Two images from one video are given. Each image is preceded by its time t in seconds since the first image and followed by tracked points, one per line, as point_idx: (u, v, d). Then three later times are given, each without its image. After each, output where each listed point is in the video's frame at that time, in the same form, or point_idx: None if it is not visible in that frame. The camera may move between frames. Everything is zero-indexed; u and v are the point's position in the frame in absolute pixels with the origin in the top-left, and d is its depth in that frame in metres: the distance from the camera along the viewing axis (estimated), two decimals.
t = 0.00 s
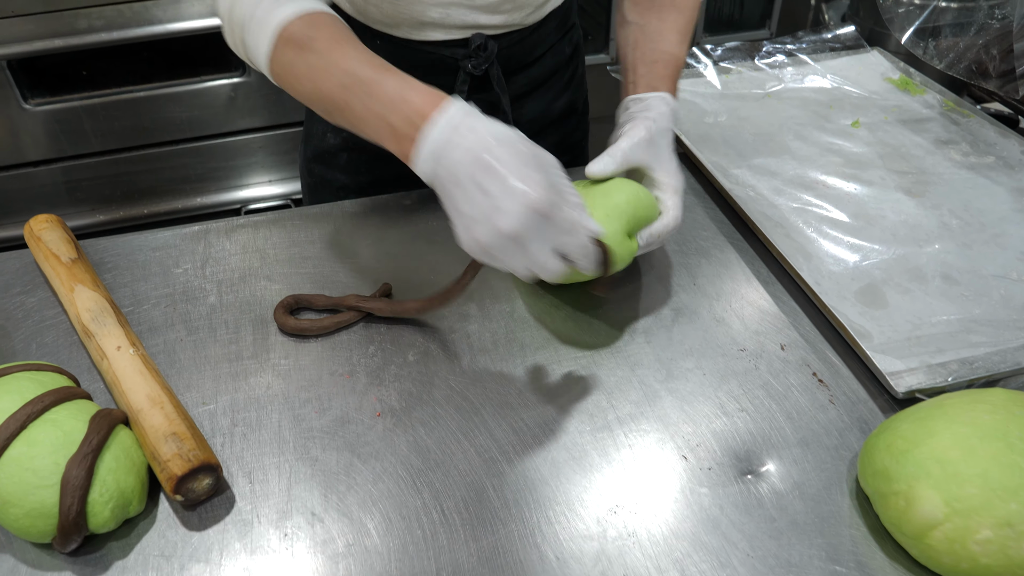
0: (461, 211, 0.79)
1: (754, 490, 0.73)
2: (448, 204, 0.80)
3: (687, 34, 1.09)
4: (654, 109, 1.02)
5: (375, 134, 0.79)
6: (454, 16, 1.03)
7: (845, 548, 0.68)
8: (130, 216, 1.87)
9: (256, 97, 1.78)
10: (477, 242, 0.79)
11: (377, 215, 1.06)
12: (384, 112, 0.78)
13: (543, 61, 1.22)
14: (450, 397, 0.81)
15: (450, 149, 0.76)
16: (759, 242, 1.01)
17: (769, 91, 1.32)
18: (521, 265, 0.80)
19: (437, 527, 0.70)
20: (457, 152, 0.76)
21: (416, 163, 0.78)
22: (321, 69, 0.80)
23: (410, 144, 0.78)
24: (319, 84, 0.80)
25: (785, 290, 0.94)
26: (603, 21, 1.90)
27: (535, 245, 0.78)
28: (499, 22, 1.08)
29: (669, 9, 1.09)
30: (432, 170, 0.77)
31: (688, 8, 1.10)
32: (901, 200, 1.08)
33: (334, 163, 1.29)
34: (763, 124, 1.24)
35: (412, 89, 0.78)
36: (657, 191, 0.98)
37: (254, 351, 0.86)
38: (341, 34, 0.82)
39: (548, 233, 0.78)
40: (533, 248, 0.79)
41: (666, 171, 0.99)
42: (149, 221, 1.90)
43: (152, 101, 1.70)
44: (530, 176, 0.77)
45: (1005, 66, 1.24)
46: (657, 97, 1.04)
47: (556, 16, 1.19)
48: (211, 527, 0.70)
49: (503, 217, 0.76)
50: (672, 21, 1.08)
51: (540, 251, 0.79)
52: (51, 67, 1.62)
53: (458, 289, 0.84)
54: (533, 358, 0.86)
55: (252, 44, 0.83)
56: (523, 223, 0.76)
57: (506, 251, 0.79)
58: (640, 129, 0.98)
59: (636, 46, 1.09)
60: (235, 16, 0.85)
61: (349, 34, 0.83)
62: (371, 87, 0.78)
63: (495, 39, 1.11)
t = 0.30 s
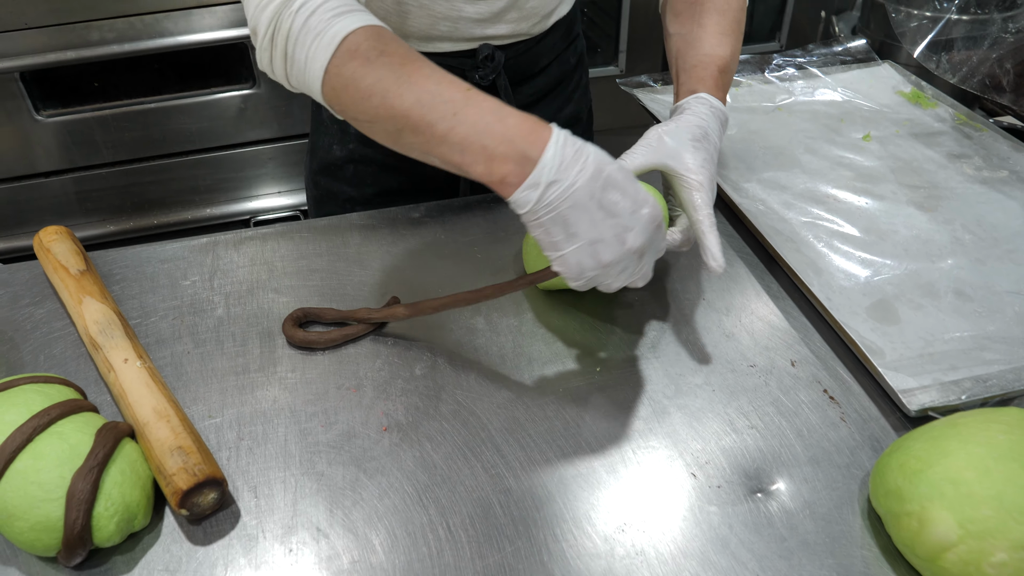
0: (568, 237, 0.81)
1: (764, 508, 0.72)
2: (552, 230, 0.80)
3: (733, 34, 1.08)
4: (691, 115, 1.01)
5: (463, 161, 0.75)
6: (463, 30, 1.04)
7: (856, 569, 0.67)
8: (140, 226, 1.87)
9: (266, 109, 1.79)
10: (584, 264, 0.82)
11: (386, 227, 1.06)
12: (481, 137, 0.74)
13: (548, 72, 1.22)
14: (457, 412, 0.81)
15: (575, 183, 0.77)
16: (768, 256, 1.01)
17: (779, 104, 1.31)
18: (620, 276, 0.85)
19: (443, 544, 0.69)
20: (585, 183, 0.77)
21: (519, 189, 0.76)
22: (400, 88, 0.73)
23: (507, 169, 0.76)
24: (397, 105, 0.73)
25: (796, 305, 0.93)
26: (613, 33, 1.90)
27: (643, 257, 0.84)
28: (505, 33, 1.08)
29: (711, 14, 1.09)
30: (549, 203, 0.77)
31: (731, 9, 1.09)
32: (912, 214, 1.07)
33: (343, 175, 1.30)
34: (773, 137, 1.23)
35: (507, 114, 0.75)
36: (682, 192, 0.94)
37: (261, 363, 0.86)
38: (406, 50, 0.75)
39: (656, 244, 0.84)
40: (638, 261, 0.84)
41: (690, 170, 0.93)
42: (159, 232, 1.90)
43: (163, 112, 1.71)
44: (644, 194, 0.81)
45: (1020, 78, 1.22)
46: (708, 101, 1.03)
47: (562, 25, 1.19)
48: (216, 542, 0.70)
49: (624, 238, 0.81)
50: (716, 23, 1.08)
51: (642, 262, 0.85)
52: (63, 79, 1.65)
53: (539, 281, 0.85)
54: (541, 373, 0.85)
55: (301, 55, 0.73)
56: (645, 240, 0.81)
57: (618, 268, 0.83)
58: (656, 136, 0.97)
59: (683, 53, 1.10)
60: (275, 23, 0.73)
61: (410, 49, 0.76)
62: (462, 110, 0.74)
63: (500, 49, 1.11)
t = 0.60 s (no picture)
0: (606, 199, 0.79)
1: (766, 521, 0.71)
2: (590, 193, 0.78)
3: (739, 43, 1.07)
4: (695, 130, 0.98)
5: (498, 128, 0.74)
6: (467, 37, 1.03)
7: None
8: (143, 232, 1.88)
9: (270, 115, 1.79)
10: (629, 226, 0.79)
11: (387, 235, 1.05)
12: (515, 104, 0.74)
13: (552, 78, 1.22)
14: (456, 422, 0.80)
15: (610, 139, 0.78)
16: (771, 265, 1.00)
17: (783, 112, 1.31)
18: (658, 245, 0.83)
19: (441, 557, 0.68)
20: (618, 141, 0.78)
21: (558, 151, 0.75)
22: (428, 62, 0.72)
23: (543, 132, 0.75)
24: (429, 77, 0.72)
25: (799, 315, 0.92)
26: (617, 40, 1.90)
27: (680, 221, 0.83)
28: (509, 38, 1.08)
29: (717, 22, 1.08)
30: (590, 158, 0.77)
31: (737, 19, 1.09)
32: (917, 224, 1.06)
33: (345, 182, 1.29)
34: (777, 145, 1.23)
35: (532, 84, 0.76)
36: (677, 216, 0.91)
37: (259, 372, 0.86)
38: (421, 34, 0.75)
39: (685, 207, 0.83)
40: (675, 223, 0.82)
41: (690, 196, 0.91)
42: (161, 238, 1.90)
43: (166, 118, 1.71)
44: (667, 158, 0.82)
45: None
46: (717, 110, 1.02)
47: (565, 32, 1.19)
48: (212, 553, 0.69)
49: (664, 194, 0.80)
50: (722, 33, 1.07)
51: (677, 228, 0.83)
52: (66, 85, 1.64)
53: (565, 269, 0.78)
54: (541, 382, 0.85)
55: (315, 40, 0.71)
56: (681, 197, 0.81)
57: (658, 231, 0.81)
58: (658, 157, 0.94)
59: (690, 62, 1.09)
60: (281, 10, 0.71)
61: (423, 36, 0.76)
62: (490, 81, 0.74)
63: (503, 54, 1.10)
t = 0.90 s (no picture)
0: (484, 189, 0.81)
1: (762, 525, 0.71)
2: (467, 181, 0.81)
3: (741, 35, 1.07)
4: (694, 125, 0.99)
5: (390, 118, 0.80)
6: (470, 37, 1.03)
7: None
8: (144, 232, 1.88)
9: (271, 116, 1.79)
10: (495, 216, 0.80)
11: (386, 236, 1.05)
12: (406, 96, 0.79)
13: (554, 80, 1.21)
14: (453, 424, 0.80)
15: (487, 132, 0.80)
16: (770, 267, 1.00)
17: (784, 114, 1.30)
18: (531, 244, 0.81)
19: (436, 559, 0.68)
20: (495, 132, 0.80)
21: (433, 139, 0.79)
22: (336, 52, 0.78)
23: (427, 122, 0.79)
24: (332, 67, 0.78)
25: (797, 317, 0.92)
26: (619, 41, 1.90)
27: (559, 221, 0.80)
28: (511, 39, 1.07)
29: (719, 14, 1.07)
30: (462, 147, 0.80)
31: (741, 10, 1.08)
32: (917, 227, 1.06)
33: (345, 183, 1.29)
34: (777, 147, 1.22)
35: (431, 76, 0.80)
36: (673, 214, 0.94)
37: (257, 373, 0.86)
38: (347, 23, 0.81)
39: (567, 207, 0.80)
40: (550, 222, 0.80)
41: (682, 195, 0.94)
42: (163, 238, 1.91)
43: (168, 118, 1.71)
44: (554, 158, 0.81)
45: None
46: (714, 100, 1.03)
47: (569, 34, 1.18)
48: (208, 554, 0.69)
49: (530, 191, 0.79)
50: (725, 24, 1.06)
51: (554, 227, 0.80)
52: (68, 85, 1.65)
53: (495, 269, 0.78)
54: (538, 385, 0.84)
55: (256, 35, 0.79)
56: (552, 195, 0.80)
57: (530, 227, 0.80)
58: (652, 156, 0.97)
59: (693, 53, 1.09)
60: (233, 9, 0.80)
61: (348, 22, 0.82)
62: (391, 73, 0.79)
63: (508, 56, 1.10)
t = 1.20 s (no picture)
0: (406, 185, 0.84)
1: (757, 524, 0.71)
2: (393, 177, 0.85)
3: (750, 40, 1.05)
4: (693, 134, 0.96)
5: (331, 114, 0.86)
6: (468, 37, 1.03)
7: None
8: (146, 231, 1.89)
9: (272, 115, 1.80)
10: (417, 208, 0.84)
11: (385, 235, 1.06)
12: (343, 92, 0.85)
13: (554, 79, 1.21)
14: (449, 422, 0.80)
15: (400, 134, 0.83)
16: (767, 267, 1.00)
17: (783, 113, 1.30)
18: (451, 233, 0.84)
19: (430, 558, 0.68)
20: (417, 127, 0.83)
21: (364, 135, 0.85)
22: (285, 47, 0.85)
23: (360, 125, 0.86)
24: (282, 64, 0.86)
25: (794, 317, 0.92)
26: (620, 40, 1.90)
27: (470, 216, 0.83)
28: (510, 39, 1.07)
29: (729, 18, 1.06)
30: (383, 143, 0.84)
31: (752, 13, 1.07)
32: (916, 226, 1.06)
33: (346, 181, 1.30)
34: (777, 146, 1.22)
35: (371, 77, 0.86)
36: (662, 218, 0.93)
37: (255, 371, 0.86)
38: (309, 21, 0.88)
39: (480, 201, 0.82)
40: (462, 212, 0.82)
41: (674, 206, 0.93)
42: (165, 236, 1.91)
43: (169, 117, 1.72)
44: (468, 149, 0.83)
45: None
46: (719, 110, 1.00)
47: (568, 35, 1.17)
48: (204, 552, 0.70)
49: (438, 186, 0.82)
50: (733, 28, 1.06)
51: (469, 218, 0.83)
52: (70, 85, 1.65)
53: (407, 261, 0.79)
54: (534, 384, 0.85)
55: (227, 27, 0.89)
56: (459, 190, 0.81)
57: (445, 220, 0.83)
58: (654, 158, 0.93)
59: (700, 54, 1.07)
60: None
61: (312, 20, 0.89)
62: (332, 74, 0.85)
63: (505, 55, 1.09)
